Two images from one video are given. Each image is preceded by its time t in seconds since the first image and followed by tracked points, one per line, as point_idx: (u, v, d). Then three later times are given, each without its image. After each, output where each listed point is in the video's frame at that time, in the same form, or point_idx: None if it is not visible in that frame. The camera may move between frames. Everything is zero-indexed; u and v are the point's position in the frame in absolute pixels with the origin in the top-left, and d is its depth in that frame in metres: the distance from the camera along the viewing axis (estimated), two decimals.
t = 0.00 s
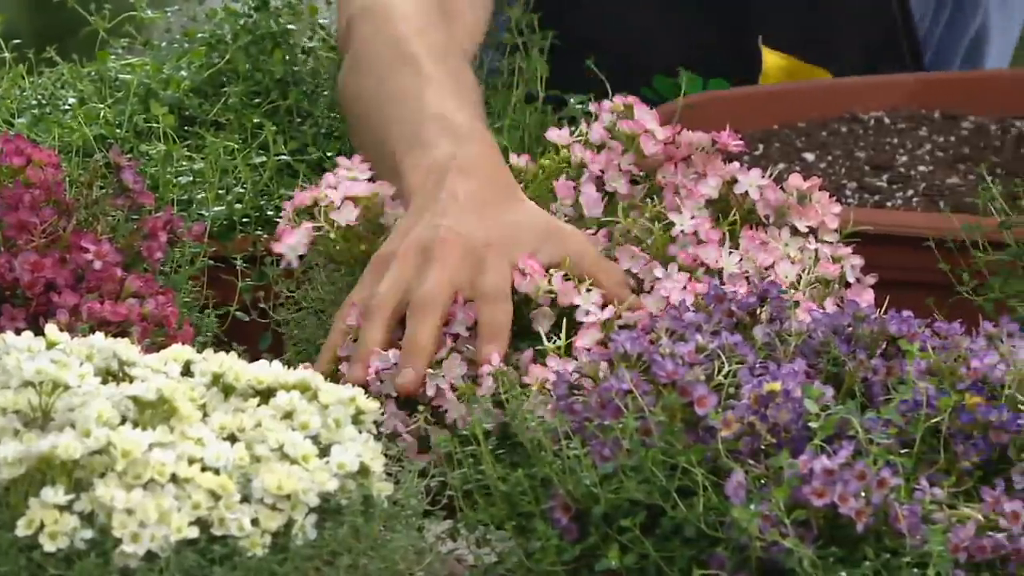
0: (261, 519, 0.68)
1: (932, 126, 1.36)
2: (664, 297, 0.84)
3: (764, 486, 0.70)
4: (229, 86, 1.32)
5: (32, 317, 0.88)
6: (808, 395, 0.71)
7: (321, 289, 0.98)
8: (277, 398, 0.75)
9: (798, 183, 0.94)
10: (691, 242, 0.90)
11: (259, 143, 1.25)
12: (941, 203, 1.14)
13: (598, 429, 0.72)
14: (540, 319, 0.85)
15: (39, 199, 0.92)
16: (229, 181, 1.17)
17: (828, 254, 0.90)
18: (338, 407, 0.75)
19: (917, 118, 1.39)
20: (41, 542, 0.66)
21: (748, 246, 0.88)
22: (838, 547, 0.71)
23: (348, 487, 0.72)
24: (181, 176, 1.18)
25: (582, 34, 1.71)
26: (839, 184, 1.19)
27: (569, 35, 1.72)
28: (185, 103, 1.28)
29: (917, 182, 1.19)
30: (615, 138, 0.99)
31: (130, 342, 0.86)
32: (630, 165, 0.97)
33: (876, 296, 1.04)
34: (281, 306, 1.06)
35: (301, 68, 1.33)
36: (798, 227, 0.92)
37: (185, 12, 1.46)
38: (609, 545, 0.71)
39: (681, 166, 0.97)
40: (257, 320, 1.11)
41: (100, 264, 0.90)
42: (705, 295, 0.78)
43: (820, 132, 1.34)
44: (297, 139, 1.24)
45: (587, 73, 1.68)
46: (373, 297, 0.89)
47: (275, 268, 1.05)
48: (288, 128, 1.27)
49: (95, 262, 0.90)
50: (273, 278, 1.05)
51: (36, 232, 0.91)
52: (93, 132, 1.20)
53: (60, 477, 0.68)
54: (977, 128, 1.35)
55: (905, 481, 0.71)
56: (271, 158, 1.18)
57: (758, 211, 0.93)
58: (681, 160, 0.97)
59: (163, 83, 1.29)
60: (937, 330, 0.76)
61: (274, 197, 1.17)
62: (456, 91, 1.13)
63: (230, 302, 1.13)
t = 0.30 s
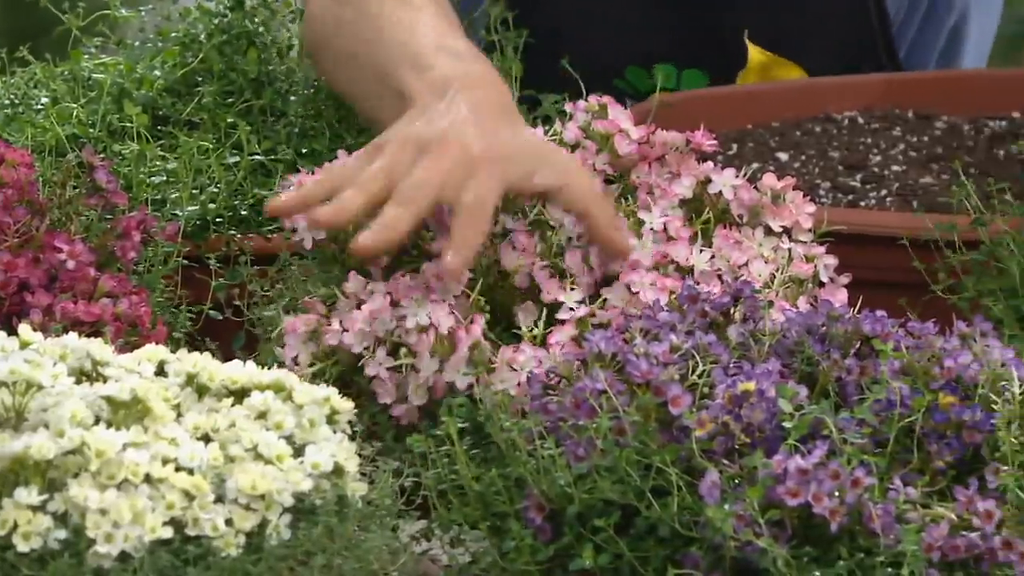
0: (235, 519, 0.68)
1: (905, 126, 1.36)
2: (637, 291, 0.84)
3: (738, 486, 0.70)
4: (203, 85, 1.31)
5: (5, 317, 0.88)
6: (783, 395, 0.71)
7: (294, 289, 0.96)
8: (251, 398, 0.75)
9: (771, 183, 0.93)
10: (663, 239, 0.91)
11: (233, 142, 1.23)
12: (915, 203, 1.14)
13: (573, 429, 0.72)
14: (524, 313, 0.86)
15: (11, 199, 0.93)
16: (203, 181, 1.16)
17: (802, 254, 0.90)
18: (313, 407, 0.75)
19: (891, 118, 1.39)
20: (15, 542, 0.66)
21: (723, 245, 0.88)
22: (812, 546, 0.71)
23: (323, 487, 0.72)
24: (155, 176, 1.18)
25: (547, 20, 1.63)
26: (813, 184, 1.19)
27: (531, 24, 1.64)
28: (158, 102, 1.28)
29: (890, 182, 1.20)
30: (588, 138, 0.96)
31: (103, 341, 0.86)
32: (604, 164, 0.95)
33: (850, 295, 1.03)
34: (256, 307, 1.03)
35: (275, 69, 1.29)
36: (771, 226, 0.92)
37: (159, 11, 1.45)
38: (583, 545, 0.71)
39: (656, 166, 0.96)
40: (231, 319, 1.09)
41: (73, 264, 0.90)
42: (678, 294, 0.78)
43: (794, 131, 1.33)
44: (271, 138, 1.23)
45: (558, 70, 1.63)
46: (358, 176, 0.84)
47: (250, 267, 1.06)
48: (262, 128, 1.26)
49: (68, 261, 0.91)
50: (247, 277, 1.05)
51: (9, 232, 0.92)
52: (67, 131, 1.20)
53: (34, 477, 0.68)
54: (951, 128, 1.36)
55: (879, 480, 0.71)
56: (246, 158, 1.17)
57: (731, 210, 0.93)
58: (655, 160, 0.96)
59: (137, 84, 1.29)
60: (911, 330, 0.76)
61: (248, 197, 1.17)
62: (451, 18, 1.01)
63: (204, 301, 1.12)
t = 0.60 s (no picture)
0: (212, 520, 0.68)
1: (880, 126, 1.37)
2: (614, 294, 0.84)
3: (715, 485, 0.70)
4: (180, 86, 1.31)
5: None
6: (760, 394, 0.71)
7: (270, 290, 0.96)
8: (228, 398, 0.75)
9: (749, 183, 0.94)
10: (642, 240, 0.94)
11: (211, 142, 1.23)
12: (891, 203, 1.14)
13: (550, 429, 0.72)
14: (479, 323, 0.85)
15: None
16: (179, 181, 1.16)
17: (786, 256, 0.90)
18: (289, 407, 0.75)
19: (866, 119, 1.40)
20: None
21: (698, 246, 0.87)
22: (789, 546, 0.72)
23: (300, 487, 0.72)
24: (132, 176, 1.18)
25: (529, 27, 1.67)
26: (790, 184, 1.19)
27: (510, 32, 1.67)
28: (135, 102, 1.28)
29: (866, 182, 1.19)
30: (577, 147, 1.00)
31: (79, 341, 0.86)
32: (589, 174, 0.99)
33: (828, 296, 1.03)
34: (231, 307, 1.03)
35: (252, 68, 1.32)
36: (751, 227, 0.92)
37: (135, 11, 1.45)
38: (560, 544, 0.71)
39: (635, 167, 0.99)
40: (208, 321, 1.08)
41: (49, 264, 0.91)
42: (657, 295, 0.77)
43: (771, 132, 1.34)
44: (249, 139, 1.23)
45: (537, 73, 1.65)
46: (448, 284, 0.86)
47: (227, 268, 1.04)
48: (239, 128, 1.26)
49: (44, 262, 0.91)
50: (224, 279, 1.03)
51: None
52: (43, 131, 1.20)
53: (9, 478, 0.68)
54: (925, 128, 1.36)
55: (855, 479, 0.71)
56: (223, 158, 1.17)
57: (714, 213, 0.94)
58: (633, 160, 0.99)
59: (113, 83, 1.29)
60: (887, 330, 0.76)
61: (226, 197, 1.17)
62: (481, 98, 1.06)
63: (181, 302, 1.11)
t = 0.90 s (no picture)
0: (183, 520, 0.68)
1: (852, 126, 1.36)
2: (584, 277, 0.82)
3: (687, 485, 0.70)
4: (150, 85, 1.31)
5: None
6: (732, 394, 0.71)
7: (241, 288, 0.96)
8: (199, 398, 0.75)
9: (720, 182, 0.93)
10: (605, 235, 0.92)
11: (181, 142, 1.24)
12: (861, 203, 1.14)
13: (522, 429, 0.72)
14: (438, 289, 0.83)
15: None
16: (149, 181, 1.15)
17: (752, 254, 0.90)
18: (261, 406, 0.75)
19: (838, 118, 1.39)
20: None
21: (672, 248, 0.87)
22: (761, 545, 0.72)
23: (271, 487, 0.72)
24: (102, 175, 1.16)
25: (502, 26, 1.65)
26: (761, 184, 1.19)
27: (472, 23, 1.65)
28: (104, 102, 1.27)
29: (837, 182, 1.20)
30: (543, 140, 0.97)
31: (50, 341, 0.86)
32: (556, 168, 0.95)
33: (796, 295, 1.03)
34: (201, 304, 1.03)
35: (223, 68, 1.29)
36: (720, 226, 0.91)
37: (106, 11, 1.45)
38: (532, 544, 0.71)
39: (603, 165, 0.96)
40: (179, 319, 1.09)
41: (19, 263, 0.90)
42: (627, 295, 0.77)
43: (742, 131, 1.34)
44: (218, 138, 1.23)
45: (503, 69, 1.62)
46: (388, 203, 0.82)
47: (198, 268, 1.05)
48: (208, 127, 1.26)
49: (14, 261, 0.90)
50: (195, 278, 1.04)
51: None
52: (12, 131, 1.19)
53: None
54: (896, 128, 1.36)
55: (827, 479, 0.71)
56: (193, 158, 1.16)
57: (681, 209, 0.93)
58: (603, 159, 0.97)
59: (83, 82, 1.28)
60: (858, 330, 0.76)
61: (196, 196, 1.17)
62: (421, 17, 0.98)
63: (152, 301, 1.12)
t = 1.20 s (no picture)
0: (154, 520, 0.68)
1: (822, 126, 1.36)
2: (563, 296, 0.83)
3: (658, 485, 0.70)
4: (119, 85, 1.28)
5: None
6: (703, 394, 0.71)
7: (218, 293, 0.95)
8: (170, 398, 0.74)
9: (691, 183, 0.92)
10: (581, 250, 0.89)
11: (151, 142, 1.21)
12: (833, 203, 1.14)
13: (493, 429, 0.72)
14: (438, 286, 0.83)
15: None
16: (120, 181, 1.14)
17: (722, 254, 0.90)
18: (232, 407, 0.75)
19: (809, 118, 1.39)
20: None
21: (642, 247, 0.88)
22: (732, 545, 0.72)
23: (242, 487, 0.72)
24: (73, 175, 1.15)
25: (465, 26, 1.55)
26: (731, 184, 1.20)
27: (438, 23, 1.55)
28: (75, 102, 1.26)
29: (808, 182, 1.20)
30: (513, 139, 0.97)
31: (19, 340, 0.86)
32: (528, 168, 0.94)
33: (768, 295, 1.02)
34: (174, 307, 1.02)
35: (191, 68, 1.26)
36: (691, 227, 0.92)
37: (77, 11, 1.44)
38: (503, 544, 0.71)
39: (575, 167, 0.95)
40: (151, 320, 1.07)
41: None
42: (597, 295, 0.78)
43: (713, 131, 1.33)
44: (189, 138, 1.21)
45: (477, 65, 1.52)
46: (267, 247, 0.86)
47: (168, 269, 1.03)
48: (179, 128, 1.23)
49: None
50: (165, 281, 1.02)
51: None
52: None
53: None
54: (866, 128, 1.36)
55: (798, 479, 0.71)
56: (163, 158, 1.15)
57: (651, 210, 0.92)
58: (575, 160, 0.95)
59: (53, 82, 1.27)
60: (829, 330, 0.77)
61: (167, 197, 1.15)
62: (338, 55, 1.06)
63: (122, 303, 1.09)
